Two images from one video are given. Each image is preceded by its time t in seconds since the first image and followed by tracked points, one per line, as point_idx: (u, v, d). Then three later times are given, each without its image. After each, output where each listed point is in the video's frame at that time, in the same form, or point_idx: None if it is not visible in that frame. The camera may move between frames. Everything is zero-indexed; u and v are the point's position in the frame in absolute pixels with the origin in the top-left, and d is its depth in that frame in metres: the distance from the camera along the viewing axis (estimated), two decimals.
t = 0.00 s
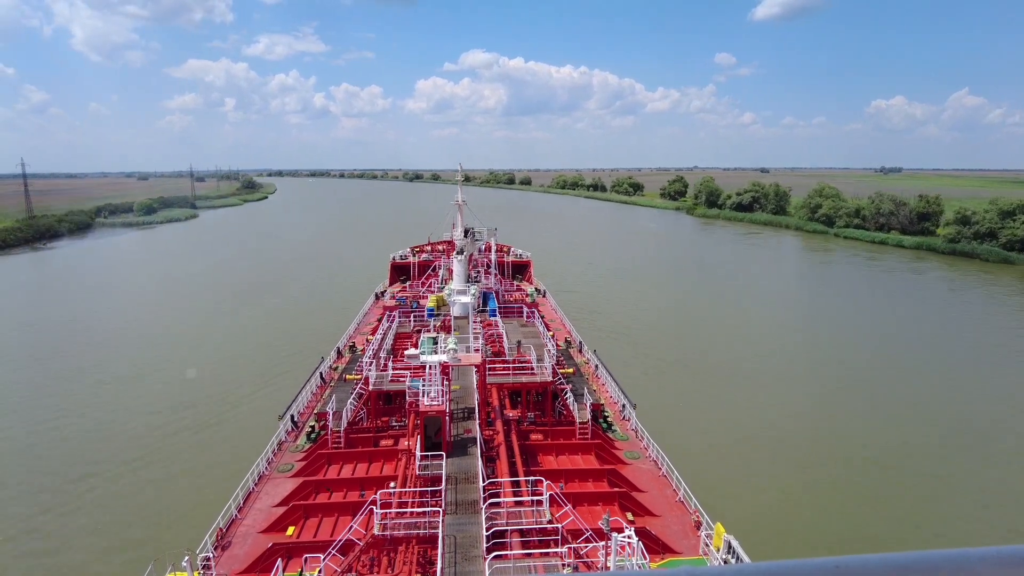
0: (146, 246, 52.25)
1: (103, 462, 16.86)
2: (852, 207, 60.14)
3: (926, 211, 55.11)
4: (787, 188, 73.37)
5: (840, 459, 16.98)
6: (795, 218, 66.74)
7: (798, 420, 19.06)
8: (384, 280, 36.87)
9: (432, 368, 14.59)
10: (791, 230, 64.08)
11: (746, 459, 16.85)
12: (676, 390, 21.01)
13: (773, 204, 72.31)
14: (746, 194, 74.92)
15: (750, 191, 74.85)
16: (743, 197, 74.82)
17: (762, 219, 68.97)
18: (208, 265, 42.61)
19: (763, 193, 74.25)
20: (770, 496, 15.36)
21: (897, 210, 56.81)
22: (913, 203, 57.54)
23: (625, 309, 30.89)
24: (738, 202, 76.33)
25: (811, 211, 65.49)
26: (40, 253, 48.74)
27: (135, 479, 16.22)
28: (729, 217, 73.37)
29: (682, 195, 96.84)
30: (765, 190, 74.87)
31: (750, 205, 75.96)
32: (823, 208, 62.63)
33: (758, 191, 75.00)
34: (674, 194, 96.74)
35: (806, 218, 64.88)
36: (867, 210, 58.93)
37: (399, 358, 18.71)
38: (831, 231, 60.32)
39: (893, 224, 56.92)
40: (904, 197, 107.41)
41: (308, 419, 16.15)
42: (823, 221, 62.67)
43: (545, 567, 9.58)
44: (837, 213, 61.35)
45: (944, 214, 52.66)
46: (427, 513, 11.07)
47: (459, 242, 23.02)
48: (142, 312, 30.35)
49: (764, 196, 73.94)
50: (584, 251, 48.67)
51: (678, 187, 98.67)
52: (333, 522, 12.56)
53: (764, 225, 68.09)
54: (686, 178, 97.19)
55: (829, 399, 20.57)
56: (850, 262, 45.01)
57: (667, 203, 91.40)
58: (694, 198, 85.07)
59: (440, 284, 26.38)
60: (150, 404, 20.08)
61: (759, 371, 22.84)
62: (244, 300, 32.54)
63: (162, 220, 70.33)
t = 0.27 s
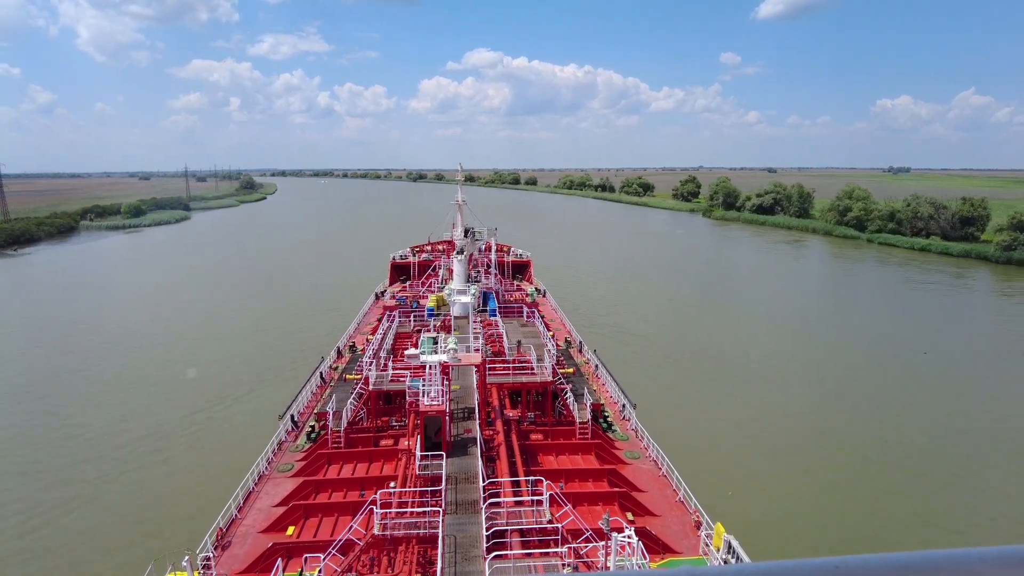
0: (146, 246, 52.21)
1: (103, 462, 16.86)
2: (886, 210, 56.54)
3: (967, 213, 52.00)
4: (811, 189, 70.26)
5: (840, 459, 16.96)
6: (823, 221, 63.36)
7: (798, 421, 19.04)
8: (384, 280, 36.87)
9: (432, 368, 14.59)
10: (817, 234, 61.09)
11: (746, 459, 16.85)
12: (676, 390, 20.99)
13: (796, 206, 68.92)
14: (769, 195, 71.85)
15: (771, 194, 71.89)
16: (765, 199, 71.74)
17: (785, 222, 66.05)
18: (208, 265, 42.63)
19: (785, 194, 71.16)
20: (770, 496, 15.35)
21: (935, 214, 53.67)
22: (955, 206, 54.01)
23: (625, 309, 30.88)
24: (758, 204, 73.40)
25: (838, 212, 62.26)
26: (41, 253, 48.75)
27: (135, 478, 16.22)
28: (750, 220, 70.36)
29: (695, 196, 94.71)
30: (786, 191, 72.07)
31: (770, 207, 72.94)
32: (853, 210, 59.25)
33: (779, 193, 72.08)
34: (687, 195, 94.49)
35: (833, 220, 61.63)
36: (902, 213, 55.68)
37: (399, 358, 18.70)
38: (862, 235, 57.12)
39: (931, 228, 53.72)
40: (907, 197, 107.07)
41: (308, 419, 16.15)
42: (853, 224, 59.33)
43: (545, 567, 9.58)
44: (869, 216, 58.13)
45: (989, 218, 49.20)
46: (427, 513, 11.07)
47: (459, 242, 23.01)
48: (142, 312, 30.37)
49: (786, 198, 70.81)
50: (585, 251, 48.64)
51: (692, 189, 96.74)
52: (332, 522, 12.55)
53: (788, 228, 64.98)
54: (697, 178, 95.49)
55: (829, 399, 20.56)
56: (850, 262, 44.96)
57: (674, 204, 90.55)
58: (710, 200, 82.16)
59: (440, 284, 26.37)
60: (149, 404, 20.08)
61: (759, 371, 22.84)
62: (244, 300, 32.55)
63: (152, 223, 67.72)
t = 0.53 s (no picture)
0: (147, 246, 52.21)
1: (102, 462, 16.86)
2: (925, 214, 52.77)
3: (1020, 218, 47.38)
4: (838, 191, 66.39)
5: (840, 459, 16.95)
6: (856, 225, 58.79)
7: (798, 421, 19.04)
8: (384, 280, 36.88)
9: (432, 368, 14.60)
10: (851, 240, 56.56)
11: (746, 459, 16.85)
12: (676, 390, 21.00)
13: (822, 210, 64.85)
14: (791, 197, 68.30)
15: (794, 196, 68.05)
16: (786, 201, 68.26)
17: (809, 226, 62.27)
18: (208, 265, 42.66)
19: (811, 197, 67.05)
20: (770, 496, 15.35)
21: (982, 219, 49.51)
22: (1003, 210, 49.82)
23: (625, 309, 30.90)
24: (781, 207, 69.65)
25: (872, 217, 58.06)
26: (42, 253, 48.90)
27: (134, 478, 16.22)
28: (772, 223, 66.65)
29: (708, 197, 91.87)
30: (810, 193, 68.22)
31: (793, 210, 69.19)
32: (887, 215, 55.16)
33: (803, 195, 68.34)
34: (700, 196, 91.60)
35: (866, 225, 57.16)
36: (945, 219, 51.58)
37: (399, 358, 18.70)
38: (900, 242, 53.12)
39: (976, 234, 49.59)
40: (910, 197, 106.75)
41: (308, 419, 16.15)
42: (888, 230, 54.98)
43: (545, 567, 9.58)
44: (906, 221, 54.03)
45: None
46: (427, 513, 11.08)
47: (459, 242, 23.01)
48: (141, 312, 30.38)
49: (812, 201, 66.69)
50: (585, 251, 48.65)
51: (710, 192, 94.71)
52: (333, 522, 12.55)
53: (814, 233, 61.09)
54: (711, 179, 92.73)
55: (829, 399, 20.55)
56: (851, 262, 44.96)
57: (683, 204, 89.59)
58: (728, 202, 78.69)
59: (440, 284, 26.37)
60: (149, 404, 20.08)
61: (759, 371, 22.85)
62: (244, 300, 32.55)
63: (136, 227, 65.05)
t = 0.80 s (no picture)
0: (147, 246, 52.29)
1: (103, 462, 16.88)
2: (968, 219, 48.83)
3: None
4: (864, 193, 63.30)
5: (840, 460, 16.95)
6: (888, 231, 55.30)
7: (797, 421, 19.06)
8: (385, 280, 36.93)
9: (432, 369, 14.63)
10: (883, 247, 53.18)
11: (746, 460, 16.83)
12: (676, 391, 20.99)
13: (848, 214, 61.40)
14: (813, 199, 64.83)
15: (817, 198, 64.52)
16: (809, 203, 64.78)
17: (838, 231, 58.51)
18: (208, 265, 42.71)
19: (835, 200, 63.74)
20: (770, 497, 15.36)
21: None
22: None
23: (625, 309, 30.92)
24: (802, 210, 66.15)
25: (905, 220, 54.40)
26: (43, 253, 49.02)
27: (134, 478, 16.23)
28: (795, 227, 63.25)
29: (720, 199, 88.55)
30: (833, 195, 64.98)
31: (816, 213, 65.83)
32: (925, 219, 51.42)
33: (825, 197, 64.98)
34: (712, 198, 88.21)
35: (899, 230, 53.92)
36: (989, 223, 47.59)
37: (399, 358, 18.72)
38: (939, 250, 49.53)
39: None
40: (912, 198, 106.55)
41: (308, 420, 16.16)
42: (926, 236, 51.58)
43: (545, 567, 9.58)
44: (946, 226, 50.18)
45: None
46: (427, 513, 11.09)
47: (459, 242, 23.02)
48: (142, 312, 30.44)
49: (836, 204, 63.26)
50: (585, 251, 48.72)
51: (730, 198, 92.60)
52: (332, 522, 12.54)
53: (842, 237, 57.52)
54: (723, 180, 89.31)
55: (829, 399, 20.55)
56: (851, 263, 44.98)
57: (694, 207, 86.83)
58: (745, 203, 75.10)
59: (441, 284, 26.40)
60: (149, 404, 20.09)
61: (759, 371, 22.86)
62: (244, 300, 32.61)
63: (121, 229, 61.62)
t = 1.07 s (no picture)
0: (147, 246, 52.26)
1: (102, 462, 16.87)
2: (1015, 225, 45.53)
3: None
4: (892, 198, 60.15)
5: (840, 460, 16.94)
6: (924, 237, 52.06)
7: (797, 421, 19.05)
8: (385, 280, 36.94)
9: (432, 368, 14.63)
10: (920, 254, 49.97)
11: (747, 460, 16.83)
12: (676, 391, 20.98)
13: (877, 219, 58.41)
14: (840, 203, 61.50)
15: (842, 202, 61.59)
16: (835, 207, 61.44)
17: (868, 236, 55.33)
18: (208, 265, 42.70)
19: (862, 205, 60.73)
20: (770, 496, 15.36)
21: None
22: None
23: (625, 309, 30.91)
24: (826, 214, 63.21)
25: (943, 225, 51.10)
26: (43, 253, 49.04)
27: (134, 478, 16.22)
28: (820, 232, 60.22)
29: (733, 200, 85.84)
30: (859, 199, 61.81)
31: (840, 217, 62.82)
32: (967, 225, 48.15)
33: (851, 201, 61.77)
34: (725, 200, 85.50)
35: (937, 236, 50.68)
36: None
37: (399, 358, 18.72)
38: (984, 257, 46.21)
39: None
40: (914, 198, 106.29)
41: (308, 419, 16.15)
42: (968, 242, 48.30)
43: (545, 567, 9.57)
44: (990, 233, 46.96)
45: None
46: (427, 513, 11.08)
47: (459, 242, 23.01)
48: (142, 312, 30.45)
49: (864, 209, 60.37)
50: (585, 251, 48.71)
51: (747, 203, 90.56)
52: (332, 522, 12.54)
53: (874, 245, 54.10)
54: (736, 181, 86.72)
55: (829, 399, 20.55)
56: (850, 263, 45.00)
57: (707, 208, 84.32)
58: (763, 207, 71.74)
59: (441, 284, 26.40)
60: (148, 404, 20.08)
61: (759, 371, 22.87)
62: (244, 300, 32.60)
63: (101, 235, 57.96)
